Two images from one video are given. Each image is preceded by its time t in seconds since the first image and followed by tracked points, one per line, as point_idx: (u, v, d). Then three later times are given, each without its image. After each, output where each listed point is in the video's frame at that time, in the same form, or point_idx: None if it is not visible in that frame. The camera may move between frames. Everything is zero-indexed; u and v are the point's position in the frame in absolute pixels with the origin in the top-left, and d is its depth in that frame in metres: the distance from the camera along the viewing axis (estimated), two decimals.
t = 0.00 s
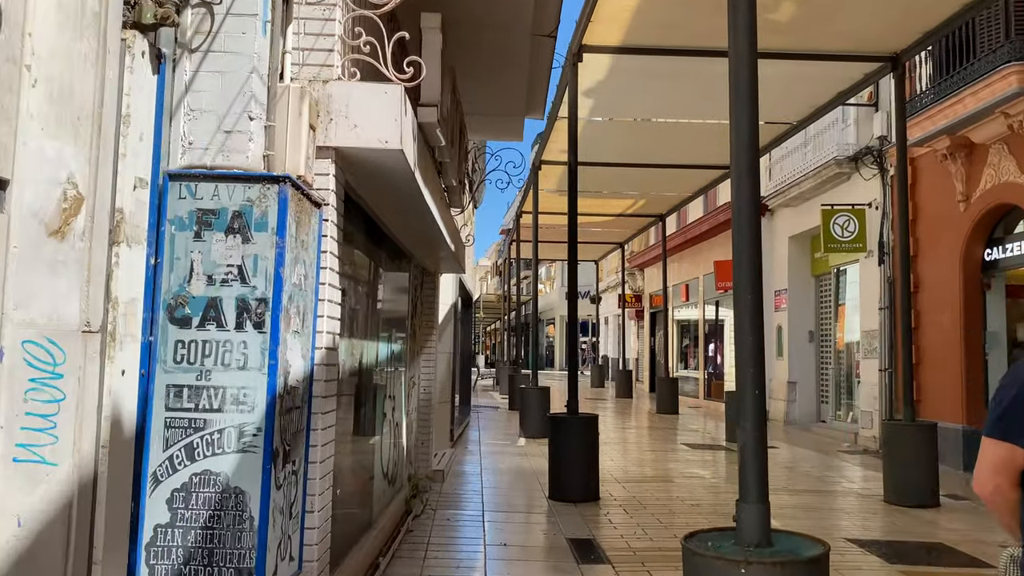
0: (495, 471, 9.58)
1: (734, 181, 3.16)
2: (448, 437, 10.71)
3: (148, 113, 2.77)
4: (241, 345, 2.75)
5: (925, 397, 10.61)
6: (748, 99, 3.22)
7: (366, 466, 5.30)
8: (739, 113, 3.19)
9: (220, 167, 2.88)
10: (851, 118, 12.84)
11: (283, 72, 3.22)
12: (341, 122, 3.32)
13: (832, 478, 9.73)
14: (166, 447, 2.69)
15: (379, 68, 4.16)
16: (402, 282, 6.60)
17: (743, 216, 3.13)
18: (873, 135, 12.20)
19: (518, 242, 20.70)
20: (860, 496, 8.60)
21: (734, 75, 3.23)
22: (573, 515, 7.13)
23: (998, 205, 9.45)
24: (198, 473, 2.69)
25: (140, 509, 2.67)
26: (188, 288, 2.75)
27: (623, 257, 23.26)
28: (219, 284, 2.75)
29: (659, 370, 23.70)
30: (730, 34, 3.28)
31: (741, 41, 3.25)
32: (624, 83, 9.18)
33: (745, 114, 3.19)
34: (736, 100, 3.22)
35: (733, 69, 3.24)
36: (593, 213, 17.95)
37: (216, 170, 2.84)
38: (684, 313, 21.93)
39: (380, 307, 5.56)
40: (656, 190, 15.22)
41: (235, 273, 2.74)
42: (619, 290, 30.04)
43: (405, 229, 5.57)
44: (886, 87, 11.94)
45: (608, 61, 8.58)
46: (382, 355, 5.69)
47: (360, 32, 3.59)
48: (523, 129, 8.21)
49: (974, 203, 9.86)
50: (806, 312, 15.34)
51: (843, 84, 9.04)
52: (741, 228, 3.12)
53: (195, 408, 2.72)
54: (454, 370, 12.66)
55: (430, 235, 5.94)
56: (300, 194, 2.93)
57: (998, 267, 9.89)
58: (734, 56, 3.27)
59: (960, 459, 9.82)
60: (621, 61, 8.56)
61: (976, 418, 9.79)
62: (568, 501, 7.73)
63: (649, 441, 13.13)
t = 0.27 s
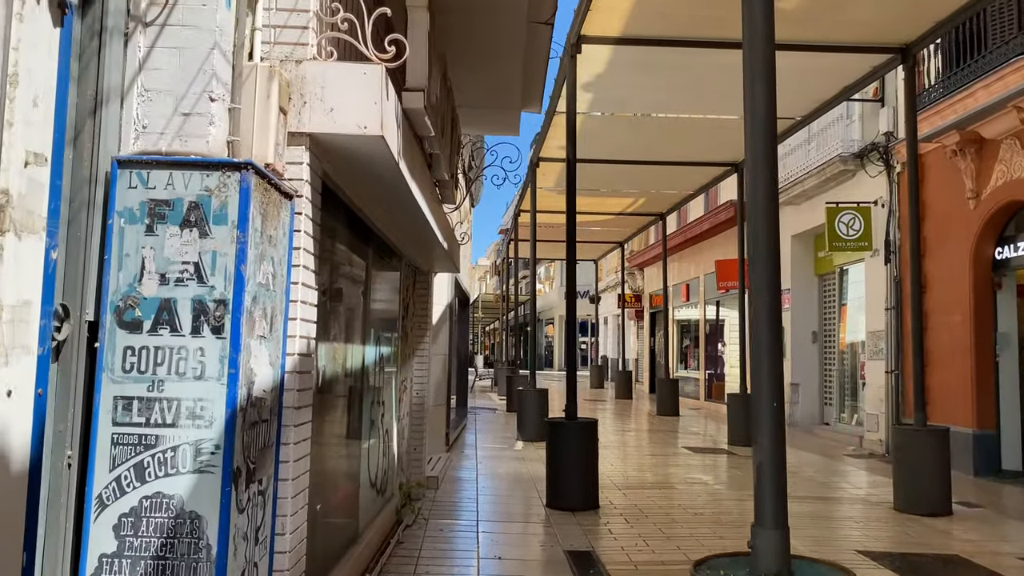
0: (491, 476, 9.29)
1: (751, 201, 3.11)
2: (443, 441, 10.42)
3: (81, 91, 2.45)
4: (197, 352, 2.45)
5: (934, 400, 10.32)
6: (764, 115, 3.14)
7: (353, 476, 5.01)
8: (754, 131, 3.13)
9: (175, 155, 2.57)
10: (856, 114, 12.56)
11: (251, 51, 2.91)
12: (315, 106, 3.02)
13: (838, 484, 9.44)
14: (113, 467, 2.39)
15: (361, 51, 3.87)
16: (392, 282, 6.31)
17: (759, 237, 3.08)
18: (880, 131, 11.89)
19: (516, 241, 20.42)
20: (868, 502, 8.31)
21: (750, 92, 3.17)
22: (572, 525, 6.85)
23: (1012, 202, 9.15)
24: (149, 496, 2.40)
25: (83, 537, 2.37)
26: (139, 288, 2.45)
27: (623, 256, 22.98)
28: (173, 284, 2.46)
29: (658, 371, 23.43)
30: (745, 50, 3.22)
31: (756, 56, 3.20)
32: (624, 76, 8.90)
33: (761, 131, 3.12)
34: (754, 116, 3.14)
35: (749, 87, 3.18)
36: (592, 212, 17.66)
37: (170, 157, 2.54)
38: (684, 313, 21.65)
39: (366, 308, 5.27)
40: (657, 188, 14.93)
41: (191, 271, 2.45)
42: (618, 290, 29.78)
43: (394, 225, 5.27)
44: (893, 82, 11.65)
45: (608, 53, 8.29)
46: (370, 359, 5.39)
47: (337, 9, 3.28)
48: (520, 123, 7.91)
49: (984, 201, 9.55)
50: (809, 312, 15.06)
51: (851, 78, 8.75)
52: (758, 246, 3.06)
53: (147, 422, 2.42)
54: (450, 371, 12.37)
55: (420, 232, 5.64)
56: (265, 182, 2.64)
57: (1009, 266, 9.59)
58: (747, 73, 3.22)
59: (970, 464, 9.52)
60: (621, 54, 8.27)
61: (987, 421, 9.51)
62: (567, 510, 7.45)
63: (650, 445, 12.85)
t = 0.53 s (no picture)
0: (488, 480, 9.01)
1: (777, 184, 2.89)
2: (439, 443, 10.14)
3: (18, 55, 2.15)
4: (151, 352, 2.16)
5: (944, 401, 10.05)
6: (793, 91, 2.90)
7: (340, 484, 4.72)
8: (783, 108, 2.90)
9: (127, 129, 2.28)
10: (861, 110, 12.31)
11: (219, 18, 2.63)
12: (292, 81, 2.75)
13: (845, 487, 9.17)
14: (53, 484, 2.09)
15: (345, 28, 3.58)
16: (383, 278, 6.02)
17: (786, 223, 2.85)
18: (886, 126, 11.60)
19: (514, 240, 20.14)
20: (877, 507, 8.03)
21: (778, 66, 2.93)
22: (572, 532, 6.57)
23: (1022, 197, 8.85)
24: (94, 515, 2.10)
25: (20, 561, 2.08)
26: (85, 279, 2.15)
27: (622, 255, 22.71)
28: (125, 274, 2.17)
29: (657, 371, 23.16)
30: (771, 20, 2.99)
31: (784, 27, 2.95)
32: (625, 67, 8.62)
33: (790, 110, 2.89)
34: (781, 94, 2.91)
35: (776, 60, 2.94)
36: (591, 209, 17.39)
37: (122, 131, 2.24)
38: (684, 313, 21.38)
39: (354, 305, 4.97)
40: (657, 185, 14.65)
41: (145, 260, 2.16)
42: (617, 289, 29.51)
43: (384, 217, 4.98)
44: (900, 76, 11.39)
45: (609, 42, 8.00)
46: (359, 359, 5.10)
47: None
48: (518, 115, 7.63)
49: (995, 197, 9.25)
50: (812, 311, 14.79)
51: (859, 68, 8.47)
52: (785, 241, 2.83)
53: (93, 431, 2.13)
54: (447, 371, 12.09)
55: (412, 224, 5.35)
56: (229, 161, 2.34)
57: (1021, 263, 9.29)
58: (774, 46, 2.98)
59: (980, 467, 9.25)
60: (622, 43, 7.99)
61: (998, 423, 9.22)
62: (567, 516, 7.17)
63: (650, 446, 12.57)
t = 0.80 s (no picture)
0: (484, 484, 8.77)
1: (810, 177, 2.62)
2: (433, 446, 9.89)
3: None
4: (98, 357, 1.88)
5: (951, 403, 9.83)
6: (827, 71, 2.66)
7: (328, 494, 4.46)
8: (816, 88, 2.65)
9: (74, 103, 2.01)
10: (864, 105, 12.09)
11: None
12: (267, 55, 2.49)
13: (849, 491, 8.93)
14: None
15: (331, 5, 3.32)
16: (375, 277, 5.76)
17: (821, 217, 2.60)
18: (890, 122, 11.28)
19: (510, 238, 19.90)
20: (884, 511, 7.80)
21: (809, 44, 2.68)
22: (571, 541, 6.32)
23: None
24: (32, 544, 1.83)
25: None
26: (23, 274, 1.88)
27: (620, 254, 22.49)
28: (69, 268, 1.90)
29: (655, 371, 22.94)
30: None
31: (817, 3, 2.71)
32: (625, 59, 8.37)
33: (825, 91, 2.63)
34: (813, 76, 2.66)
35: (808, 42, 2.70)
36: (589, 208, 17.16)
37: (67, 105, 1.98)
38: (682, 312, 21.16)
39: (346, 304, 4.71)
40: (656, 182, 14.42)
41: (93, 253, 1.89)
42: (614, 288, 29.29)
43: (374, 211, 4.72)
44: (904, 71, 11.16)
45: (609, 33, 7.75)
46: (348, 362, 4.84)
47: None
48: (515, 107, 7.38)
49: (1003, 194, 9.00)
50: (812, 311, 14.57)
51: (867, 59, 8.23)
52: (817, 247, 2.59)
53: (31, 448, 1.86)
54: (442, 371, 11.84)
55: (404, 219, 5.08)
56: (189, 140, 2.07)
57: None
58: (805, 26, 2.74)
59: (989, 471, 9.02)
60: (622, 34, 7.75)
61: (1007, 425, 8.99)
62: (565, 524, 6.91)
63: (649, 449, 12.34)
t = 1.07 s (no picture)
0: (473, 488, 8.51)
1: (832, 164, 2.39)
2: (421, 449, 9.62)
3: None
4: (11, 360, 1.63)
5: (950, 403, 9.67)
6: (850, 58, 2.40)
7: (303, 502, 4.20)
8: (837, 67, 2.41)
9: None
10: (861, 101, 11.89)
11: None
12: (219, 20, 2.24)
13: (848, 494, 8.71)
14: None
15: None
16: (357, 274, 5.48)
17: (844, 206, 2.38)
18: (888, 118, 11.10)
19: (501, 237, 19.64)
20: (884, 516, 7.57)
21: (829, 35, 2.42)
22: (562, 549, 6.07)
23: None
24: None
25: None
26: None
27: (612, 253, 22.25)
28: None
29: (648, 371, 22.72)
30: None
31: None
32: (618, 50, 8.13)
33: (848, 68, 2.39)
34: (834, 54, 2.42)
35: (828, 24, 2.43)
36: (581, 206, 16.92)
37: None
38: (675, 312, 20.94)
39: (324, 301, 4.44)
40: (650, 180, 14.19)
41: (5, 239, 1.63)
42: (607, 288, 29.07)
43: (353, 202, 4.44)
44: (902, 65, 10.95)
45: (602, 23, 7.50)
46: (326, 362, 4.57)
47: None
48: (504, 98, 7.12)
49: (1005, 192, 8.79)
50: (807, 311, 14.37)
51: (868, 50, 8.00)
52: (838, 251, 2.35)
53: None
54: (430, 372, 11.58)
55: (387, 212, 4.81)
56: (123, 112, 1.81)
57: None
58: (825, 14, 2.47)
59: (989, 474, 8.81)
60: (616, 24, 7.50)
61: (1008, 428, 8.78)
62: (556, 531, 6.66)
63: (642, 451, 12.10)
